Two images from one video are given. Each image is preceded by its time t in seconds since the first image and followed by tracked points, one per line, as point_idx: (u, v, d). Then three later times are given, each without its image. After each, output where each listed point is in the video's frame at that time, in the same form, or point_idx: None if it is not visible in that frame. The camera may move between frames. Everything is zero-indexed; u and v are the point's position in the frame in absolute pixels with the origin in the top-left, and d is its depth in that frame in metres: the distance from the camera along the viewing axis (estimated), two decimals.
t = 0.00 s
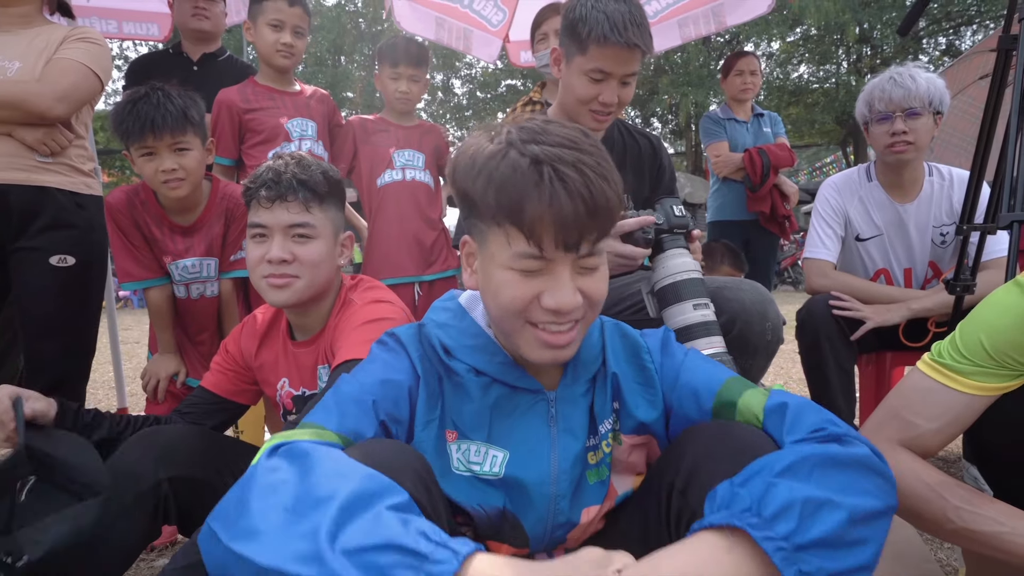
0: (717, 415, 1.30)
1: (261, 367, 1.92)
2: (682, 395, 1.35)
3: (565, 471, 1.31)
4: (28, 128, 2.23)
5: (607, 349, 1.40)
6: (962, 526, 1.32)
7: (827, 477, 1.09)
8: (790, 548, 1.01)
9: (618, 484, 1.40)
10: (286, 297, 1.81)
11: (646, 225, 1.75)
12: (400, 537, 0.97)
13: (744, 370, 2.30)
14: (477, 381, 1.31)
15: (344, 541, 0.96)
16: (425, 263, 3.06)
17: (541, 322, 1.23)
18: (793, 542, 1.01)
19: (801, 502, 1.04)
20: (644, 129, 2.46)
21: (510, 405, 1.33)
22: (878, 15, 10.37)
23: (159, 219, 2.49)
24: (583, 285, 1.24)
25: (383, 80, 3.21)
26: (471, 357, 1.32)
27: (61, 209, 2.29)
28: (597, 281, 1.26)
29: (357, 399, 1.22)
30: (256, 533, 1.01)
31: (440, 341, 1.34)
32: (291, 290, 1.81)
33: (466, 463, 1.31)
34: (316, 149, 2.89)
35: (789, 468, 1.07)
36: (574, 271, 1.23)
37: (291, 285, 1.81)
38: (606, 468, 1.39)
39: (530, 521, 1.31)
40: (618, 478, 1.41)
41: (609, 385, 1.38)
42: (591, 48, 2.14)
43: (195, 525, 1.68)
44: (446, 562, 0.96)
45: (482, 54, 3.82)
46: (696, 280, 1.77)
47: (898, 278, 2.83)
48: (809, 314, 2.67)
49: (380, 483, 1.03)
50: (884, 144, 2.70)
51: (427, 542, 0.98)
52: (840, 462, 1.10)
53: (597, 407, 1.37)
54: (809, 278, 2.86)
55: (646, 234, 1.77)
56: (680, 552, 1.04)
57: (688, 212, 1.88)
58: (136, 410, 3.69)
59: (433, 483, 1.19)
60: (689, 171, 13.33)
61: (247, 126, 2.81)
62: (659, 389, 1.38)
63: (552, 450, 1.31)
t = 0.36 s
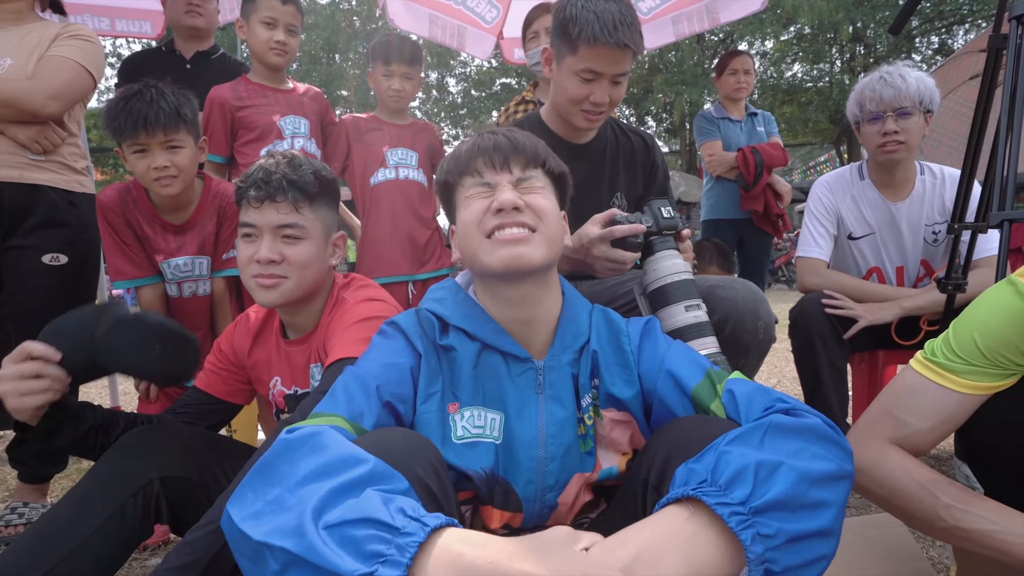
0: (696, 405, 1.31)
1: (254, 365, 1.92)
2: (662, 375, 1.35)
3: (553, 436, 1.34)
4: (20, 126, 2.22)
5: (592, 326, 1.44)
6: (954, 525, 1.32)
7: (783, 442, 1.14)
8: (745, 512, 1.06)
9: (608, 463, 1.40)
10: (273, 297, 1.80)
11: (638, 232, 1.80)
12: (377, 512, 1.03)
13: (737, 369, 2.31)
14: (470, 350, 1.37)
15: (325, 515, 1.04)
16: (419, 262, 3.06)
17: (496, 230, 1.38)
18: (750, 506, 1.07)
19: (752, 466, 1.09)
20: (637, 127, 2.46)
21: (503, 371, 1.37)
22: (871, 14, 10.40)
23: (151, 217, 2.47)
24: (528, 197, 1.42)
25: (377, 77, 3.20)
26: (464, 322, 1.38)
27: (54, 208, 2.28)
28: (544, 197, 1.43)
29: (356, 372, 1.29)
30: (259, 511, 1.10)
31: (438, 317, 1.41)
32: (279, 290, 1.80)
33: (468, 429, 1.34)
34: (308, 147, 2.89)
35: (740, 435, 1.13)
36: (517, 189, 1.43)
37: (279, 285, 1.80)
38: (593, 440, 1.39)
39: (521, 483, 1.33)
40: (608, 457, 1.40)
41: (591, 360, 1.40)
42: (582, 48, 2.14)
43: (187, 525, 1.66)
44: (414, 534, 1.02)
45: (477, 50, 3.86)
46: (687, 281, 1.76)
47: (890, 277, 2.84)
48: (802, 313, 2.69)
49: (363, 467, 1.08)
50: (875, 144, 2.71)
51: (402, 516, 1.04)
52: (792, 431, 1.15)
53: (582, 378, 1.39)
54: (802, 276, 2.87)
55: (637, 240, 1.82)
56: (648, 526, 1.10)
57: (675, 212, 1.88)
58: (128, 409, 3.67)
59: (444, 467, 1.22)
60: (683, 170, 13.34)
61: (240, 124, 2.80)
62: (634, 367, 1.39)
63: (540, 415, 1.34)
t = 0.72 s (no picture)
0: (711, 435, 1.29)
1: (254, 366, 1.92)
2: (677, 391, 1.34)
3: (563, 456, 1.33)
4: (21, 128, 2.21)
5: (603, 338, 1.43)
6: (963, 516, 1.32)
7: (810, 502, 1.06)
8: None
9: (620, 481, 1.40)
10: (272, 299, 1.80)
11: (640, 235, 1.80)
12: None
13: (738, 366, 2.31)
14: (473, 361, 1.36)
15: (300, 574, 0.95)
16: (420, 262, 3.06)
17: (511, 229, 1.35)
18: None
19: (781, 532, 1.01)
20: (637, 126, 2.46)
21: (509, 385, 1.37)
22: (870, 10, 10.40)
23: (153, 218, 2.49)
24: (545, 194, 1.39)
25: (376, 77, 3.20)
26: (465, 334, 1.37)
27: (56, 210, 2.28)
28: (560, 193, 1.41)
29: (347, 403, 1.22)
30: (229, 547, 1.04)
31: (436, 324, 1.39)
32: (278, 293, 1.81)
33: (472, 449, 1.33)
34: (309, 148, 2.89)
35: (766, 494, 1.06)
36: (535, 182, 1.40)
37: (278, 288, 1.81)
38: (604, 460, 1.39)
39: (527, 508, 1.32)
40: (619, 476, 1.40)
41: (602, 374, 1.40)
42: (579, 48, 2.14)
43: (191, 527, 1.67)
44: None
45: (477, 49, 3.86)
46: (689, 284, 1.77)
47: (891, 272, 2.84)
48: (803, 309, 2.69)
49: (349, 524, 0.99)
50: (876, 141, 2.72)
51: None
52: (818, 484, 1.08)
53: (593, 394, 1.39)
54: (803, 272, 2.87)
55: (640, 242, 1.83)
56: None
57: (679, 215, 1.88)
58: (130, 410, 3.68)
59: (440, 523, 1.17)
60: (683, 167, 13.35)
61: (240, 125, 2.80)
62: (649, 383, 1.39)
63: (548, 433, 1.34)
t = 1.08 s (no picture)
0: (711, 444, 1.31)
1: (254, 371, 1.92)
2: (685, 428, 1.34)
3: (564, 497, 1.34)
4: (21, 131, 2.22)
5: (614, 367, 1.42)
6: (965, 518, 1.32)
7: None
8: None
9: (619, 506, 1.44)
10: (269, 302, 1.81)
11: (644, 250, 1.78)
12: None
13: (737, 371, 2.31)
14: (469, 395, 1.35)
15: None
16: (419, 266, 3.06)
17: (520, 274, 1.29)
18: None
19: None
20: (637, 131, 2.47)
21: (508, 421, 1.35)
22: (869, 15, 10.43)
23: (152, 222, 2.49)
24: (561, 234, 1.32)
25: (377, 82, 3.21)
26: (463, 364, 1.35)
27: (56, 213, 2.28)
28: (578, 232, 1.34)
29: (339, 441, 1.21)
30: None
31: (430, 348, 1.37)
32: (274, 296, 1.81)
33: (465, 486, 1.33)
34: (309, 152, 2.89)
35: None
36: (551, 219, 1.33)
37: (274, 291, 1.81)
38: (608, 495, 1.42)
39: (525, 548, 1.34)
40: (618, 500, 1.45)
41: (610, 407, 1.39)
42: (583, 54, 2.15)
43: (188, 528, 1.69)
44: None
45: (474, 54, 3.86)
46: (693, 300, 1.77)
47: (890, 277, 2.84)
48: (802, 313, 2.70)
49: None
50: (863, 144, 2.76)
51: None
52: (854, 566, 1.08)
53: (599, 428, 1.38)
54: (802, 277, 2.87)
55: (643, 257, 1.80)
56: None
57: (684, 230, 1.89)
58: (129, 414, 3.68)
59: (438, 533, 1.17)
60: (682, 171, 13.35)
61: (240, 129, 2.81)
62: (663, 413, 1.38)
63: (552, 473, 1.33)
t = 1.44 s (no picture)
0: (679, 406, 1.34)
1: (255, 370, 1.93)
2: (653, 387, 1.38)
3: (548, 450, 1.34)
4: (22, 130, 2.22)
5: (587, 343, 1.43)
6: (959, 520, 1.32)
7: (776, 447, 1.18)
8: (748, 505, 1.09)
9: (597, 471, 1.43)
10: (270, 302, 1.81)
11: (644, 247, 1.78)
12: (390, 499, 1.03)
13: (737, 370, 2.31)
14: (464, 362, 1.36)
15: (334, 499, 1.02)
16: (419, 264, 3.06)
17: (509, 263, 1.31)
18: (752, 500, 1.09)
19: (756, 464, 1.13)
20: (637, 130, 2.47)
21: (497, 384, 1.37)
22: (870, 14, 10.43)
23: (153, 221, 2.48)
24: (550, 237, 1.33)
25: (377, 82, 3.21)
26: (459, 337, 1.36)
27: (57, 212, 2.28)
28: (565, 238, 1.34)
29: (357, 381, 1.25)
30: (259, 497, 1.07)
31: (430, 326, 1.38)
32: (276, 295, 1.81)
33: (459, 440, 1.34)
34: (309, 151, 2.89)
35: (741, 433, 1.17)
36: (542, 222, 1.34)
37: (277, 290, 1.81)
38: (586, 453, 1.41)
39: (515, 497, 1.33)
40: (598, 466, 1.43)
41: (583, 372, 1.41)
42: (585, 53, 2.15)
43: (189, 529, 1.68)
44: (425, 518, 1.02)
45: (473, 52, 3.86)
46: (693, 298, 1.77)
47: (889, 277, 2.84)
48: (802, 313, 2.71)
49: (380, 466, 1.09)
50: (865, 145, 2.76)
51: (414, 505, 1.04)
52: (784, 436, 1.20)
53: (575, 394, 1.40)
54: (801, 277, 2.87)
55: (644, 255, 1.80)
56: (652, 510, 1.10)
57: (684, 228, 1.90)
58: (129, 412, 3.68)
59: (440, 477, 1.22)
60: (682, 170, 13.35)
61: (240, 128, 2.81)
62: (630, 379, 1.42)
63: (535, 430, 1.35)
